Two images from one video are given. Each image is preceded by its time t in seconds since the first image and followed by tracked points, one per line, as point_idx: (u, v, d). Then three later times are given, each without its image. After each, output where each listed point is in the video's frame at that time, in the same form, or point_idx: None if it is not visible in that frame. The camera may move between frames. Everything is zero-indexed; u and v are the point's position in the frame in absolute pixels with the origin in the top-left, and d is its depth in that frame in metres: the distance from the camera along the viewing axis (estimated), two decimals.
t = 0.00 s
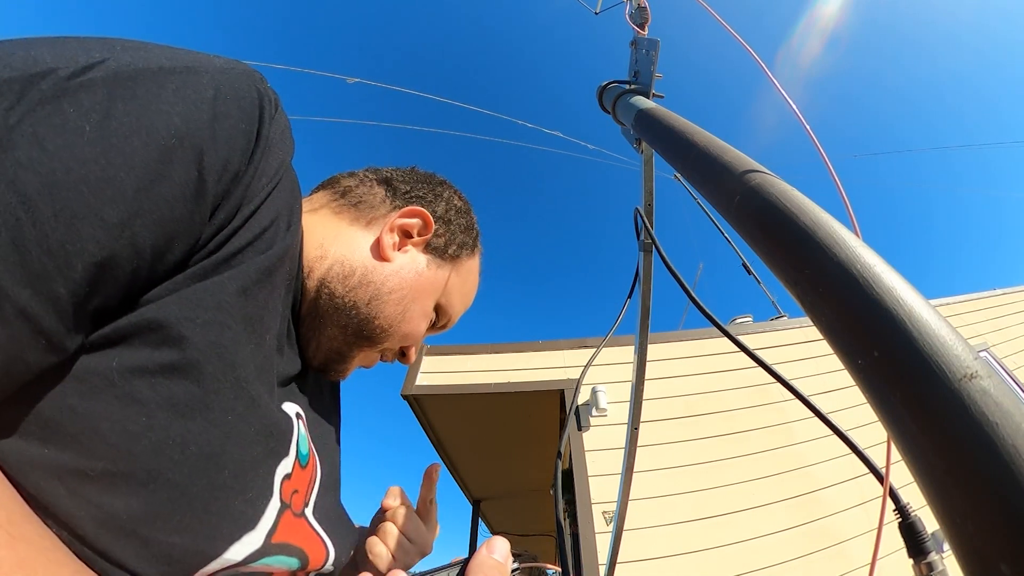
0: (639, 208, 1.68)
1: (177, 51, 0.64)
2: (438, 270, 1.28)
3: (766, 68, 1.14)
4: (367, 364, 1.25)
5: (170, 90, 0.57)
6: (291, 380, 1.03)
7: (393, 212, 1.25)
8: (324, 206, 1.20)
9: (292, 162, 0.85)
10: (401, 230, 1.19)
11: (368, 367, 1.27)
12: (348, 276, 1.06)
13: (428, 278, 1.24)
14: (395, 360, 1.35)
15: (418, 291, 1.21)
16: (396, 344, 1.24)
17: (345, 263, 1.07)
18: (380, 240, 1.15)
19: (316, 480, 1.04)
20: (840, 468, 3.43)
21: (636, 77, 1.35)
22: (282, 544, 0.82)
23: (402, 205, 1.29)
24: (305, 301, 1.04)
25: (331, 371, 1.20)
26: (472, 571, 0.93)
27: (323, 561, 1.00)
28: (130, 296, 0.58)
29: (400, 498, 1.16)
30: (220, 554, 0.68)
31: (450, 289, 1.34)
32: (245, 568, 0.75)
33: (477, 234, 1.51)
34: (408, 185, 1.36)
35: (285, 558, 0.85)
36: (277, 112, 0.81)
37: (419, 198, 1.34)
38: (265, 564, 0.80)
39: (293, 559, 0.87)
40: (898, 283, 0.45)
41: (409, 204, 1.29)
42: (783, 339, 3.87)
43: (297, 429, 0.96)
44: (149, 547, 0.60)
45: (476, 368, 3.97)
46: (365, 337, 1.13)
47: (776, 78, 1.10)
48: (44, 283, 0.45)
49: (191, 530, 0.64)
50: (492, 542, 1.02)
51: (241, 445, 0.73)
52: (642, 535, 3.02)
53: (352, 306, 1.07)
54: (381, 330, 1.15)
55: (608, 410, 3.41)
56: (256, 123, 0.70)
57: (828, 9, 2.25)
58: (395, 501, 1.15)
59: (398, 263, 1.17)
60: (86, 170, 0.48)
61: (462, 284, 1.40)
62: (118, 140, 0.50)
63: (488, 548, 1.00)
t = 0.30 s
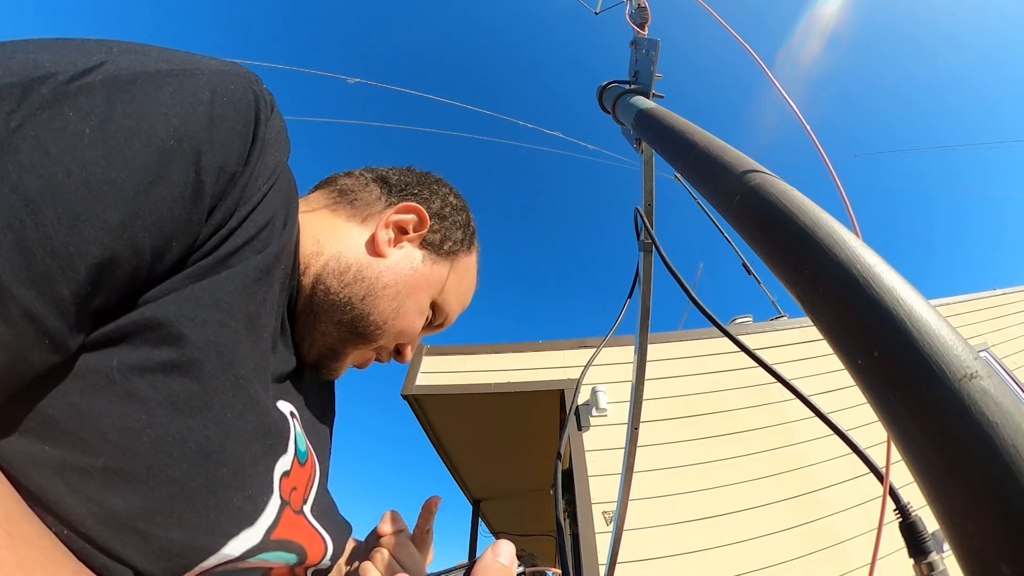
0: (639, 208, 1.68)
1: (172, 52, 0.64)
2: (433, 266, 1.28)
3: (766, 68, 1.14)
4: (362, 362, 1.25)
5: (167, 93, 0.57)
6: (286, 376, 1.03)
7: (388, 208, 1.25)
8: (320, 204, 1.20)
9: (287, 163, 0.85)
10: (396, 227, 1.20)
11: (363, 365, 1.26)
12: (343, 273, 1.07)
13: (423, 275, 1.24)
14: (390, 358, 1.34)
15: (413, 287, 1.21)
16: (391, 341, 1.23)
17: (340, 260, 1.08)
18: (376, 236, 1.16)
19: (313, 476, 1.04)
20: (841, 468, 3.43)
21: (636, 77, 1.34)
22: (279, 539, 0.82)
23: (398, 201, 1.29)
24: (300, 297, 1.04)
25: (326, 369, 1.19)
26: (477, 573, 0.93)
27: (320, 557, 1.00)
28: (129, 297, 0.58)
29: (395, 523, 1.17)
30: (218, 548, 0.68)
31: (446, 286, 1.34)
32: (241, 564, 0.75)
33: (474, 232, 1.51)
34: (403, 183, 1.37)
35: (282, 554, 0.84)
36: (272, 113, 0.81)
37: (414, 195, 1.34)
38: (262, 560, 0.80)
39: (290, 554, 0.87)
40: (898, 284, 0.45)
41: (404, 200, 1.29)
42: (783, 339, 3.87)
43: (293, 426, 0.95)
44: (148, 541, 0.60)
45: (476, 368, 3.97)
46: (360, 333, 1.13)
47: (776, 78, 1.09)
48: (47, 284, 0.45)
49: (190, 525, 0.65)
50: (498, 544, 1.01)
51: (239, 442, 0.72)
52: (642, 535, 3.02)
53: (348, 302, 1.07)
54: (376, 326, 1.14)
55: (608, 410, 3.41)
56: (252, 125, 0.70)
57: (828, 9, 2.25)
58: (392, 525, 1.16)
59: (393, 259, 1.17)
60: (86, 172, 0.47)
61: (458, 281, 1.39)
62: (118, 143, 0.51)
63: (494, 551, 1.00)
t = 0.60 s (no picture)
0: (639, 208, 1.67)
1: (172, 53, 0.64)
2: (431, 265, 1.28)
3: (766, 68, 1.14)
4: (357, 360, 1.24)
5: (167, 93, 0.57)
6: (285, 373, 1.03)
7: (387, 207, 1.25)
8: (319, 203, 1.21)
9: (286, 162, 0.85)
10: (394, 224, 1.20)
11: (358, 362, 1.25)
12: (340, 269, 1.07)
13: (421, 273, 1.24)
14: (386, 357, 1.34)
15: (410, 285, 1.21)
16: (387, 339, 1.23)
17: (338, 257, 1.08)
18: (374, 233, 1.16)
19: (312, 475, 1.04)
20: (840, 468, 3.43)
21: (636, 77, 1.34)
22: (278, 537, 0.82)
23: (396, 200, 1.29)
24: (297, 293, 1.03)
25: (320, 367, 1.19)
26: (478, 571, 0.93)
27: (320, 556, 1.00)
28: (129, 295, 0.58)
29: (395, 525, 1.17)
30: (218, 545, 0.68)
31: (444, 286, 1.34)
32: (241, 562, 0.75)
33: (472, 232, 1.51)
34: (402, 181, 1.37)
35: (282, 552, 0.84)
36: (272, 112, 0.80)
37: (413, 194, 1.34)
38: (261, 558, 0.80)
39: (290, 552, 0.87)
40: (898, 283, 0.45)
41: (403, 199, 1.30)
42: (782, 340, 3.87)
43: (292, 424, 0.95)
44: (149, 539, 0.60)
45: (476, 368, 3.97)
46: (356, 330, 1.12)
47: (776, 78, 1.10)
48: (47, 282, 0.45)
49: (191, 522, 0.65)
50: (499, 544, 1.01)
51: (239, 440, 0.72)
52: (642, 535, 3.02)
53: (345, 298, 1.07)
54: (373, 323, 1.14)
55: (608, 410, 3.42)
56: (251, 125, 0.70)
57: (828, 9, 2.25)
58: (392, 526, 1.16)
59: (391, 257, 1.17)
60: (86, 172, 0.48)
61: (456, 281, 1.39)
62: (118, 144, 0.50)
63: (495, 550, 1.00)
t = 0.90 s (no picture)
0: (639, 208, 1.68)
1: (172, 54, 0.64)
2: (431, 265, 1.28)
3: (766, 68, 1.14)
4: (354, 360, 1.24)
5: (167, 95, 0.57)
6: (285, 374, 1.03)
7: (386, 207, 1.25)
8: (319, 203, 1.21)
9: (286, 162, 0.85)
10: (393, 224, 1.20)
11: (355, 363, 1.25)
12: (339, 269, 1.07)
13: (420, 273, 1.24)
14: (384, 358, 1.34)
15: (409, 285, 1.21)
16: (386, 339, 1.23)
17: (337, 257, 1.08)
18: (374, 233, 1.16)
19: (315, 475, 1.04)
20: (840, 468, 3.43)
21: (636, 77, 1.34)
22: (279, 537, 0.82)
23: (395, 199, 1.29)
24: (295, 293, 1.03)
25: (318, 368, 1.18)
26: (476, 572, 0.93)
27: (320, 555, 1.00)
28: (130, 297, 0.58)
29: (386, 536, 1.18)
30: (220, 546, 0.68)
31: (443, 287, 1.33)
32: (242, 562, 0.75)
33: (472, 232, 1.51)
34: (402, 181, 1.37)
35: (283, 552, 0.84)
36: (271, 113, 0.80)
37: (413, 194, 1.34)
38: (263, 558, 0.80)
39: (291, 553, 0.87)
40: (898, 283, 0.45)
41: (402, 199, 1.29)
42: (783, 340, 3.87)
43: (294, 425, 0.95)
44: (151, 540, 0.60)
45: (476, 368, 3.96)
46: (354, 330, 1.12)
47: (776, 78, 1.10)
48: (48, 286, 0.45)
49: (194, 523, 0.65)
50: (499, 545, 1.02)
51: (240, 441, 0.72)
52: (642, 535, 3.02)
53: (343, 298, 1.07)
54: (371, 323, 1.14)
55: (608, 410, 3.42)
56: (251, 126, 0.70)
57: (828, 9, 2.25)
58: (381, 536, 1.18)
59: (390, 257, 1.17)
60: (87, 175, 0.48)
61: (456, 282, 1.39)
62: (119, 147, 0.51)
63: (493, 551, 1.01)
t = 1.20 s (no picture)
0: (639, 208, 1.68)
1: (171, 55, 0.64)
2: (432, 267, 1.28)
3: (766, 68, 1.14)
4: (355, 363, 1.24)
5: (167, 95, 0.57)
6: (284, 376, 1.03)
7: (387, 208, 1.25)
8: (319, 203, 1.21)
9: (286, 162, 0.85)
10: (394, 225, 1.20)
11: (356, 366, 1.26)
12: (340, 271, 1.07)
13: (421, 275, 1.24)
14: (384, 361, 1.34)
15: (410, 287, 1.21)
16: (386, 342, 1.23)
17: (338, 259, 1.08)
18: (374, 235, 1.16)
19: (318, 478, 1.05)
20: (840, 468, 3.43)
21: (636, 77, 1.34)
22: (280, 540, 0.82)
23: (396, 201, 1.29)
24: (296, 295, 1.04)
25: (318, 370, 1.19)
26: None
27: (321, 555, 1.00)
28: (130, 299, 0.58)
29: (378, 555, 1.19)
30: (221, 546, 0.68)
31: (444, 288, 1.33)
32: (242, 563, 0.75)
33: (473, 234, 1.51)
34: (403, 182, 1.37)
35: (282, 554, 0.84)
36: (271, 113, 0.80)
37: (414, 196, 1.34)
38: (263, 559, 0.79)
39: (290, 555, 0.87)
40: (897, 283, 0.45)
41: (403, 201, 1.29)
42: (783, 339, 3.87)
43: (295, 427, 0.95)
44: (151, 541, 0.60)
45: (476, 368, 3.96)
46: (354, 333, 1.12)
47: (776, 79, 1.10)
48: (49, 287, 0.45)
49: (194, 524, 0.65)
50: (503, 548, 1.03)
51: (241, 443, 0.72)
52: (642, 535, 3.02)
53: (344, 300, 1.07)
54: (371, 326, 1.14)
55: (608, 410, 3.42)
56: (250, 126, 0.70)
57: (828, 9, 2.25)
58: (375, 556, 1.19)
59: (391, 258, 1.17)
60: (86, 175, 0.47)
61: (457, 284, 1.39)
62: (119, 147, 0.51)
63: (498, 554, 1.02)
